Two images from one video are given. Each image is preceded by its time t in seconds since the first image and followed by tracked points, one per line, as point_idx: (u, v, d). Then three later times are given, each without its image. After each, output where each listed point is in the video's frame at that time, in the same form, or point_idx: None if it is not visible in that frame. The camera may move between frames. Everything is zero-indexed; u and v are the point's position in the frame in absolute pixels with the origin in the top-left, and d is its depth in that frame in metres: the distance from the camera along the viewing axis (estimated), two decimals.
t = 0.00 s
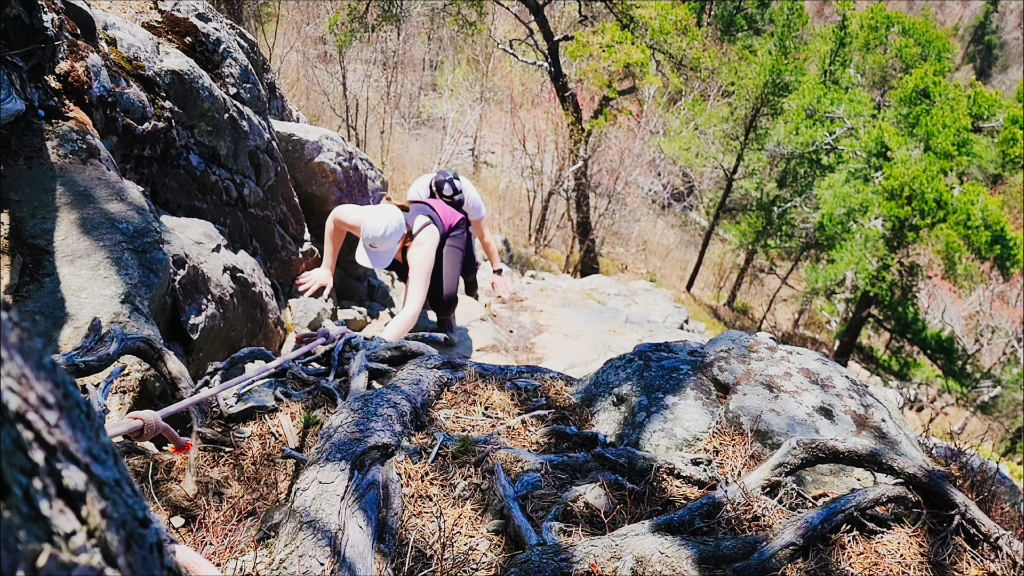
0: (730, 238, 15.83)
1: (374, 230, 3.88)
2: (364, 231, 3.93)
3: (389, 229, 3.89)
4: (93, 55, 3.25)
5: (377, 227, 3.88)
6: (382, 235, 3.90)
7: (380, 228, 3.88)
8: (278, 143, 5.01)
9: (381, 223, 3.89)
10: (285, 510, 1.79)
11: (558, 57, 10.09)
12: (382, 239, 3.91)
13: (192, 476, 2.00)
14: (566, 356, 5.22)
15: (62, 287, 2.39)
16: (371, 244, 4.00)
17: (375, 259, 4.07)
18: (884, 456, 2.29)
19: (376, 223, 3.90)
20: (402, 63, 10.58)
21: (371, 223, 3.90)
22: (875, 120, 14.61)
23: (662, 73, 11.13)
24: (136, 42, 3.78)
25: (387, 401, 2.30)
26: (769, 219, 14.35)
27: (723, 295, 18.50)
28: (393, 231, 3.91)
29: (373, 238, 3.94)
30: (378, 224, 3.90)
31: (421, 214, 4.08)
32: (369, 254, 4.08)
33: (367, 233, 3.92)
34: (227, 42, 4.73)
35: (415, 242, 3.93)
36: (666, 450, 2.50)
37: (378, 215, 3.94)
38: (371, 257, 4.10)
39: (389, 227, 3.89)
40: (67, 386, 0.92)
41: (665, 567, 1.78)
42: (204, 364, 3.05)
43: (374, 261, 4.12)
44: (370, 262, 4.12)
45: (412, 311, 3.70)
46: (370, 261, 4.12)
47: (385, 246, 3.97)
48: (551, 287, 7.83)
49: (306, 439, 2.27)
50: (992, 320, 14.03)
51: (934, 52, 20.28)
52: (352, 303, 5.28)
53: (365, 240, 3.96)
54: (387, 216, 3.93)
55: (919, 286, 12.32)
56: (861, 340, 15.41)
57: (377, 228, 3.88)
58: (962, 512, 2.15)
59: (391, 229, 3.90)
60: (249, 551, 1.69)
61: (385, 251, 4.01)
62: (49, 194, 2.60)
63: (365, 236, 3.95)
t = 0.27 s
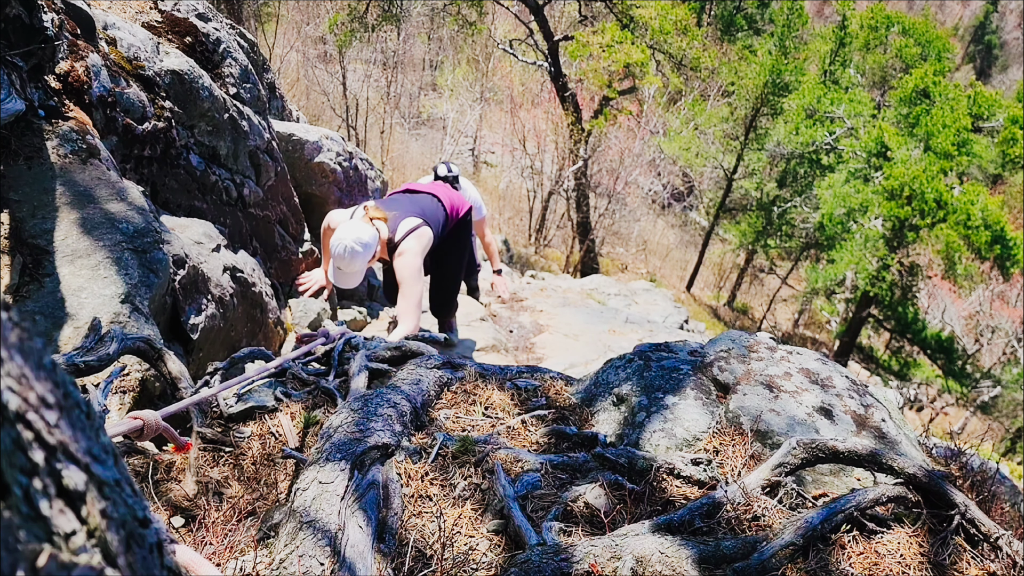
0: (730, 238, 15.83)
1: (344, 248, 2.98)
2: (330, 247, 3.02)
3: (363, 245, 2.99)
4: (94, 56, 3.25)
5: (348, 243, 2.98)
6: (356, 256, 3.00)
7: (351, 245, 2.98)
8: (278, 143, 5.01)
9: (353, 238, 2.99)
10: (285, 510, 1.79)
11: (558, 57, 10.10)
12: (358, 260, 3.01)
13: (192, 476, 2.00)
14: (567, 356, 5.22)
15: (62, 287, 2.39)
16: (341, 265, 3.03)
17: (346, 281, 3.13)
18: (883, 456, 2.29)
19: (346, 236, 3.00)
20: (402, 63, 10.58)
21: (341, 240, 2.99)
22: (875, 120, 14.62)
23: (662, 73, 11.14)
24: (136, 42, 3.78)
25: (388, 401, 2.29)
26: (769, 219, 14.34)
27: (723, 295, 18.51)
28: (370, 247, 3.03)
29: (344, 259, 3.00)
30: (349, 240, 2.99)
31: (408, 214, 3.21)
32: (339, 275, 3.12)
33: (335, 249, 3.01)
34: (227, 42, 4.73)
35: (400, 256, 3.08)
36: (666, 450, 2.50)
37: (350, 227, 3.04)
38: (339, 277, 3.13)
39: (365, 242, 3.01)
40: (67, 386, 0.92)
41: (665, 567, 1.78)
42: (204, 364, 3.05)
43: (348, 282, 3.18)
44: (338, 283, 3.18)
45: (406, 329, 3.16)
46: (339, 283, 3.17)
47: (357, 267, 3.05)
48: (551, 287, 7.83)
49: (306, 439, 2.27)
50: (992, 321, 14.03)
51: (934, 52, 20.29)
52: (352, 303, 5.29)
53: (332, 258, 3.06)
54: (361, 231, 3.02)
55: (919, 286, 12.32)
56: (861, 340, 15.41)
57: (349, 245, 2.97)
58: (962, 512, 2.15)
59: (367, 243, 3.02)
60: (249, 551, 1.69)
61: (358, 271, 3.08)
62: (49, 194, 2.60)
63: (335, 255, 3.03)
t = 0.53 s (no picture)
0: (730, 238, 15.82)
1: (330, 252, 2.92)
2: (318, 252, 2.97)
3: (350, 249, 2.92)
4: (93, 55, 3.25)
5: (334, 247, 2.93)
6: (342, 260, 2.94)
7: (338, 248, 2.92)
8: (278, 143, 5.01)
9: (339, 241, 2.92)
10: (285, 510, 1.79)
11: (558, 57, 10.10)
12: (344, 264, 2.95)
13: (192, 476, 2.00)
14: (567, 356, 5.21)
15: (62, 287, 2.39)
16: (330, 269, 2.96)
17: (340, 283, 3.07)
18: (884, 456, 2.29)
19: (332, 239, 2.94)
20: (402, 63, 10.58)
21: (328, 244, 2.94)
22: (875, 120, 14.62)
23: (662, 73, 11.14)
24: (136, 42, 3.78)
25: (387, 401, 2.29)
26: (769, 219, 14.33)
27: (723, 295, 18.51)
28: (358, 249, 2.96)
29: (332, 263, 2.94)
30: (336, 243, 2.93)
31: (399, 209, 3.12)
32: (332, 280, 3.06)
33: (323, 253, 2.96)
34: (227, 42, 4.73)
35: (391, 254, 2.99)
36: (666, 450, 2.50)
37: (337, 230, 2.98)
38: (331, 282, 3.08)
39: (352, 244, 2.94)
40: (67, 386, 0.92)
41: (665, 567, 1.78)
42: (204, 364, 3.05)
43: (342, 287, 3.12)
44: (333, 286, 3.13)
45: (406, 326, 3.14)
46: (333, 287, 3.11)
47: (347, 270, 2.98)
48: (551, 287, 7.83)
49: (306, 438, 2.27)
50: (992, 321, 14.02)
51: (934, 52, 20.27)
52: (352, 303, 5.29)
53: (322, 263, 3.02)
54: (348, 233, 2.96)
55: (919, 286, 12.31)
56: (861, 340, 15.41)
57: (336, 248, 2.91)
58: (962, 512, 2.15)
59: (355, 245, 2.95)
60: (249, 552, 1.69)
61: (349, 274, 3.01)
62: (49, 194, 2.60)
63: (323, 261, 2.98)
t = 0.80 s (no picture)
0: (730, 238, 15.82)
1: (323, 255, 2.94)
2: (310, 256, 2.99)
3: (342, 251, 2.94)
4: (94, 55, 3.25)
5: (326, 249, 2.94)
6: (334, 264, 2.94)
7: (330, 252, 2.93)
8: (278, 143, 5.01)
9: (330, 244, 2.93)
10: (285, 510, 1.79)
11: (558, 57, 10.11)
12: (335, 269, 2.95)
13: (191, 476, 2.00)
14: (567, 356, 5.22)
15: (62, 287, 2.39)
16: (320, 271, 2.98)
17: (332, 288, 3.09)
18: (884, 456, 2.29)
19: (324, 242, 2.95)
20: (402, 63, 10.57)
21: (320, 247, 2.95)
22: (875, 120, 14.63)
23: (662, 73, 11.14)
24: (136, 42, 3.78)
25: (387, 401, 2.29)
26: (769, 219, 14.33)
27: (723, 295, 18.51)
28: (350, 251, 2.96)
29: (324, 265, 2.95)
30: (327, 246, 2.94)
31: (394, 211, 3.13)
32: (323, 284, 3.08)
33: (316, 256, 2.98)
34: (227, 42, 4.73)
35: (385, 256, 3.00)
36: (665, 450, 2.50)
37: (328, 233, 3.00)
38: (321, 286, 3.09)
39: (344, 246, 2.95)
40: (67, 386, 0.92)
41: (665, 567, 1.78)
42: (204, 364, 3.05)
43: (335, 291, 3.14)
44: (328, 290, 3.13)
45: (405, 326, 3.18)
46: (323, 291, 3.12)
47: (338, 274, 2.98)
48: (551, 287, 7.83)
49: (306, 438, 2.27)
50: (992, 321, 14.02)
51: (934, 52, 20.27)
52: (352, 303, 5.29)
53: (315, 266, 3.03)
54: (340, 235, 2.96)
55: (919, 286, 12.31)
56: (861, 340, 15.41)
57: (327, 251, 2.93)
58: (962, 512, 2.15)
59: (348, 247, 2.96)
60: (249, 552, 1.69)
61: (341, 279, 3.01)
62: (49, 194, 2.60)
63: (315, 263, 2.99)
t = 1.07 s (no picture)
0: (730, 238, 15.82)
1: (328, 242, 2.96)
2: (315, 240, 3.00)
3: (349, 238, 2.95)
4: (93, 55, 3.25)
5: (333, 235, 2.95)
6: (339, 250, 2.96)
7: (336, 238, 2.95)
8: (278, 143, 5.01)
9: (339, 230, 2.96)
10: (285, 509, 1.79)
11: (558, 57, 10.12)
12: (339, 256, 2.98)
13: (191, 476, 2.00)
14: (567, 356, 5.22)
15: (62, 287, 2.39)
16: (323, 257, 2.99)
17: (331, 276, 3.12)
18: (884, 456, 2.29)
19: (331, 228, 2.96)
20: (402, 63, 10.57)
21: (326, 232, 2.96)
22: (875, 120, 14.63)
23: (662, 73, 11.15)
24: (136, 42, 3.78)
25: (387, 401, 2.29)
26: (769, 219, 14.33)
27: (723, 295, 18.50)
28: (358, 239, 2.99)
29: (327, 252, 2.98)
30: (334, 231, 2.96)
31: (399, 208, 3.14)
32: (323, 270, 3.10)
33: (320, 242, 2.99)
34: (227, 42, 4.73)
35: (387, 253, 3.02)
36: (666, 450, 2.50)
37: (337, 219, 3.02)
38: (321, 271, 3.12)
39: (353, 234, 2.97)
40: (67, 386, 0.92)
41: (665, 567, 1.78)
42: (204, 364, 3.05)
43: (332, 280, 3.16)
44: (325, 277, 3.13)
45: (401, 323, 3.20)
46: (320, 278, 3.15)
47: (340, 262, 3.01)
48: (551, 287, 7.83)
49: (306, 439, 2.27)
50: (992, 321, 14.02)
51: (934, 52, 20.27)
52: (352, 303, 5.29)
53: (317, 251, 3.03)
54: (347, 224, 2.98)
55: (919, 286, 12.31)
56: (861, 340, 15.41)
57: (335, 237, 2.95)
58: (962, 512, 2.15)
59: (354, 236, 2.97)
60: (249, 552, 1.69)
61: (342, 266, 3.04)
62: (49, 194, 2.60)
63: (318, 247, 3.00)
